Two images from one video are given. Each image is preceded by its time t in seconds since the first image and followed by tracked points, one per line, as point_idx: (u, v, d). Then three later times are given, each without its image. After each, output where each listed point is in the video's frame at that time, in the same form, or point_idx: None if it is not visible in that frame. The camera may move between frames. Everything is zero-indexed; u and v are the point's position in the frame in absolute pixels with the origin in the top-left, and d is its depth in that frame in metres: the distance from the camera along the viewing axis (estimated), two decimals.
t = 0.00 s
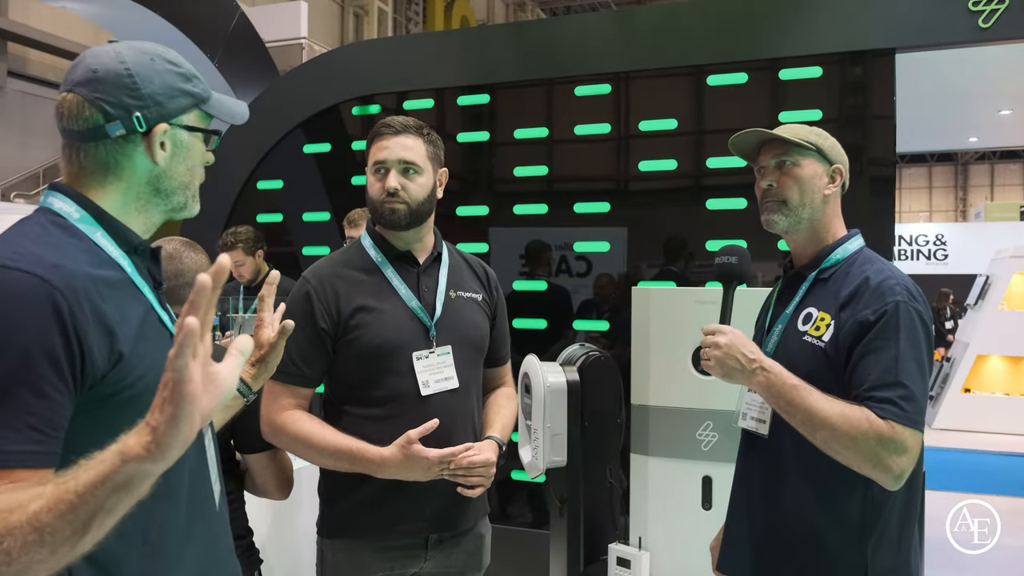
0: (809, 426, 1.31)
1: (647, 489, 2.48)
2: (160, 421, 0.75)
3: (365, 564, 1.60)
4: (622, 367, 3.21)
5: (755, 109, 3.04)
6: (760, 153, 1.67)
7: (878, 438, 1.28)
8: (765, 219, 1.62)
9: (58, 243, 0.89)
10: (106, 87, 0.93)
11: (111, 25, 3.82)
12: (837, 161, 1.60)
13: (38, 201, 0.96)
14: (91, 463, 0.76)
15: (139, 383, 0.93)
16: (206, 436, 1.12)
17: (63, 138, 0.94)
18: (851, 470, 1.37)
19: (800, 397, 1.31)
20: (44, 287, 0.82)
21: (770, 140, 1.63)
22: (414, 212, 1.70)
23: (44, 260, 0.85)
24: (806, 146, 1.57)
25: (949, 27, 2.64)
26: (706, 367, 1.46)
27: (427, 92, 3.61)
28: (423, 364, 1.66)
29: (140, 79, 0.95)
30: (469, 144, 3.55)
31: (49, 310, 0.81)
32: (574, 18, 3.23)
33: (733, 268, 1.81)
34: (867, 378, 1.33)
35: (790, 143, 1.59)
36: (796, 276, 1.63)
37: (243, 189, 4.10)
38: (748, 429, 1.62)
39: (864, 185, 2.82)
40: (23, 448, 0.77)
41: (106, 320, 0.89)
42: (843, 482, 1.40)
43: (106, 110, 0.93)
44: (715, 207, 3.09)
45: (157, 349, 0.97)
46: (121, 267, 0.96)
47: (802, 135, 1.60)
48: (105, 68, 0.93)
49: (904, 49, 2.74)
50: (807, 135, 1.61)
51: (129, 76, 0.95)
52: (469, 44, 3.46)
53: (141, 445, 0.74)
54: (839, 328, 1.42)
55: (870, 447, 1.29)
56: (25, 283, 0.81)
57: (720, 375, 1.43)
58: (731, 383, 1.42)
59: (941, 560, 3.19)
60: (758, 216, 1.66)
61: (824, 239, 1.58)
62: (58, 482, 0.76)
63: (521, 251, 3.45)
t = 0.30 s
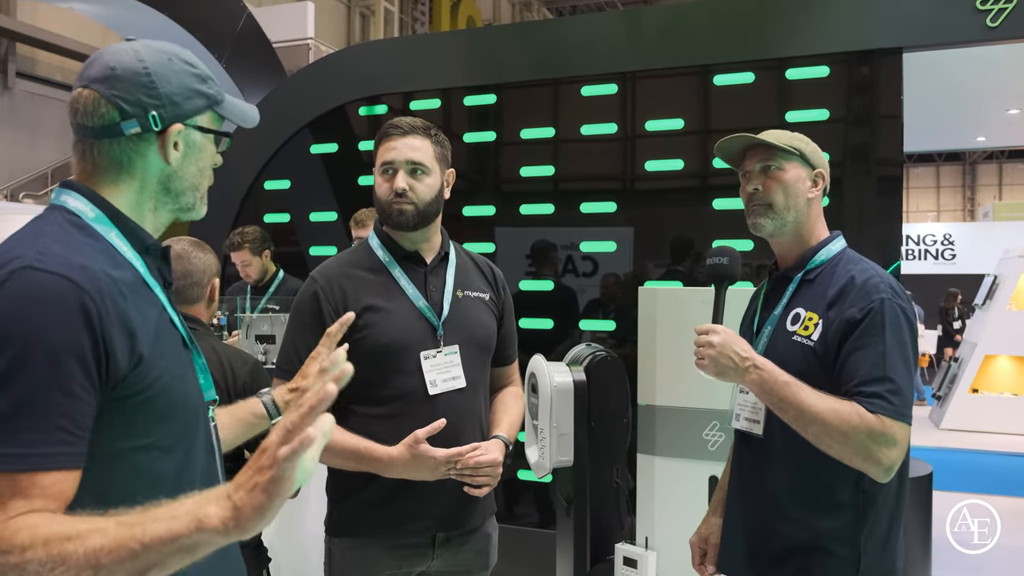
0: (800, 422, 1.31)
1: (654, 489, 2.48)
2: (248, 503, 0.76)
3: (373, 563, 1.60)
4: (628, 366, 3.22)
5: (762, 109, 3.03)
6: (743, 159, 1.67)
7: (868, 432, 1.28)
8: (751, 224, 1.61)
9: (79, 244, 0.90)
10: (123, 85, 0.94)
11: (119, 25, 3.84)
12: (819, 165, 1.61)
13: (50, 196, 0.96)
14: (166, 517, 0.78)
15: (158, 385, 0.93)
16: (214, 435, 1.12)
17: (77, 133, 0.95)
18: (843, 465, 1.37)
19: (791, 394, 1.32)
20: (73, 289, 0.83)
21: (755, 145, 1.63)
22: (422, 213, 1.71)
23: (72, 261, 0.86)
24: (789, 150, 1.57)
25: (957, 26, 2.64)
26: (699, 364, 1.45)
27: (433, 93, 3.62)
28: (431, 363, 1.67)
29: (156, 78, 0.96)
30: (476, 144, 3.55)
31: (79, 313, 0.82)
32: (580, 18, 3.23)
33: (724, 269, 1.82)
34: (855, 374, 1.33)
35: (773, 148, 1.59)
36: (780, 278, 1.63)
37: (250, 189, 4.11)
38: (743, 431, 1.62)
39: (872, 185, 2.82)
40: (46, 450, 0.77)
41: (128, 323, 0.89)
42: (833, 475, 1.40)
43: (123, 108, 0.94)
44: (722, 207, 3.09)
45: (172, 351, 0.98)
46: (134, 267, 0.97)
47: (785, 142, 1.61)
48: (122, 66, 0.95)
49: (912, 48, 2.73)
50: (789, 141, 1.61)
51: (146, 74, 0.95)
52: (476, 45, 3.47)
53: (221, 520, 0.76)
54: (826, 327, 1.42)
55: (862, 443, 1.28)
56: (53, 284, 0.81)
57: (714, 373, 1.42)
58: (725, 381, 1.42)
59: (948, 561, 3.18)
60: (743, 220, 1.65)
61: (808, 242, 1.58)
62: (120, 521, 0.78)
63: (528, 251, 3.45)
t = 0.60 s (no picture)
0: (792, 423, 1.31)
1: (659, 490, 2.48)
2: (248, 511, 0.77)
3: (377, 563, 1.61)
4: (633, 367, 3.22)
5: (768, 109, 3.02)
6: (747, 161, 1.67)
7: (859, 433, 1.28)
8: (753, 225, 1.61)
9: (95, 244, 0.91)
10: (143, 88, 0.95)
11: (126, 26, 3.85)
12: (823, 167, 1.60)
13: (68, 197, 0.97)
14: (167, 520, 0.79)
15: (171, 384, 0.94)
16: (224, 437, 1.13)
17: (100, 134, 0.96)
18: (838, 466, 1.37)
19: (783, 394, 1.32)
20: (87, 289, 0.84)
21: (758, 147, 1.63)
22: (428, 215, 1.72)
23: (86, 261, 0.86)
24: (791, 152, 1.57)
25: (964, 25, 2.63)
26: (694, 363, 1.46)
27: (439, 93, 3.62)
28: (435, 363, 1.67)
29: (176, 82, 0.97)
30: (481, 145, 3.56)
31: (92, 314, 0.83)
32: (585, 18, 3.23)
33: (721, 269, 1.82)
34: (848, 375, 1.33)
35: (776, 150, 1.59)
36: (783, 279, 1.63)
37: (256, 189, 4.12)
38: (743, 431, 1.62)
39: (877, 185, 2.81)
40: (58, 451, 0.78)
41: (141, 324, 0.90)
42: (829, 476, 1.40)
43: (142, 110, 0.94)
44: (727, 208, 3.08)
45: (184, 353, 0.98)
46: (149, 266, 0.98)
47: (789, 143, 1.60)
48: (143, 70, 0.95)
49: (918, 48, 2.73)
50: (792, 142, 1.61)
51: (166, 77, 0.96)
52: (482, 46, 3.47)
53: (221, 528, 0.77)
54: (822, 328, 1.42)
55: (854, 443, 1.28)
56: (67, 284, 0.82)
57: (707, 371, 1.44)
58: (719, 379, 1.43)
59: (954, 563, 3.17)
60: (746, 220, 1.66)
61: (811, 243, 1.58)
62: (122, 522, 0.79)
63: (532, 251, 3.45)
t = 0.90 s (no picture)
0: (785, 423, 1.32)
1: (662, 490, 2.48)
2: (271, 519, 0.77)
3: (377, 562, 1.61)
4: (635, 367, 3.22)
5: (771, 109, 3.02)
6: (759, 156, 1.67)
7: (851, 436, 1.27)
8: (763, 222, 1.62)
9: (113, 239, 0.91)
10: (158, 85, 0.95)
11: (129, 26, 3.86)
12: (837, 163, 1.59)
13: (85, 187, 0.98)
14: (183, 524, 0.79)
15: (175, 387, 0.94)
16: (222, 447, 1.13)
17: (117, 131, 0.97)
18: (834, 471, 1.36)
19: (776, 394, 1.32)
20: (105, 283, 0.84)
21: (770, 142, 1.63)
22: (436, 214, 1.72)
23: (104, 254, 0.87)
24: (803, 147, 1.57)
25: (967, 25, 2.63)
26: (688, 362, 1.48)
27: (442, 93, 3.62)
28: (436, 363, 1.67)
29: (192, 79, 0.97)
30: (484, 145, 3.56)
31: (108, 309, 0.83)
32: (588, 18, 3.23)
33: (720, 266, 1.82)
34: (848, 376, 1.33)
35: (788, 145, 1.59)
36: (792, 276, 1.64)
37: (259, 189, 4.13)
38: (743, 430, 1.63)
39: (880, 185, 2.81)
40: (66, 443, 0.78)
41: (153, 322, 0.91)
42: (825, 481, 1.40)
43: (156, 108, 0.95)
44: (730, 208, 3.08)
45: (189, 358, 0.98)
46: (161, 266, 0.98)
47: (801, 138, 1.60)
48: (160, 67, 0.96)
49: (921, 48, 2.72)
50: (805, 136, 1.60)
51: (182, 75, 0.96)
52: (485, 45, 3.47)
53: (241, 534, 0.77)
54: (823, 326, 1.42)
55: (846, 446, 1.28)
56: (83, 273, 0.82)
57: (701, 369, 1.46)
58: (711, 378, 1.45)
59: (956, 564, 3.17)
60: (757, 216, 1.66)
61: (822, 241, 1.58)
62: (134, 523, 0.79)
63: (534, 251, 3.46)
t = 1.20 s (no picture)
0: (783, 426, 1.33)
1: (663, 491, 2.48)
2: (285, 490, 0.77)
3: (380, 562, 1.62)
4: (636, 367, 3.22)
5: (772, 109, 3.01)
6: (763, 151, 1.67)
7: (850, 440, 1.27)
8: (767, 218, 1.62)
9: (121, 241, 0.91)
10: (154, 92, 0.95)
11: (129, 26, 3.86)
12: (843, 159, 1.59)
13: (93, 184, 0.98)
14: (195, 508, 0.78)
15: (177, 394, 0.94)
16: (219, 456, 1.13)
17: (131, 137, 1.00)
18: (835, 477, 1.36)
19: (777, 395, 1.33)
20: (120, 288, 0.85)
21: (772, 138, 1.62)
22: (441, 215, 1.73)
23: (117, 259, 0.87)
24: (808, 142, 1.56)
25: (968, 25, 2.63)
26: (687, 360, 1.49)
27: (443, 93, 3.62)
28: (440, 364, 1.67)
29: (189, 91, 0.95)
30: (484, 145, 3.55)
31: (121, 313, 0.84)
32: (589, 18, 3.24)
33: (719, 264, 1.81)
34: (847, 378, 1.33)
35: (793, 141, 1.58)
36: (795, 275, 1.64)
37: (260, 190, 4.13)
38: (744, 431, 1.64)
39: (881, 184, 2.81)
40: (76, 447, 0.79)
41: (161, 330, 0.92)
42: (825, 486, 1.40)
43: (150, 116, 0.95)
44: (732, 208, 3.08)
45: (190, 366, 0.98)
46: (168, 270, 1.00)
47: (807, 132, 1.59)
48: (160, 77, 0.96)
49: (922, 48, 2.72)
50: (812, 131, 1.60)
51: (179, 85, 0.95)
52: (485, 45, 3.47)
53: (257, 509, 0.77)
54: (825, 326, 1.42)
55: (843, 450, 1.28)
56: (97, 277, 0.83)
57: (699, 368, 1.47)
58: (710, 376, 1.45)
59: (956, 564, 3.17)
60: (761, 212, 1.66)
61: (827, 238, 1.58)
62: (145, 511, 0.79)
63: (535, 251, 3.46)
